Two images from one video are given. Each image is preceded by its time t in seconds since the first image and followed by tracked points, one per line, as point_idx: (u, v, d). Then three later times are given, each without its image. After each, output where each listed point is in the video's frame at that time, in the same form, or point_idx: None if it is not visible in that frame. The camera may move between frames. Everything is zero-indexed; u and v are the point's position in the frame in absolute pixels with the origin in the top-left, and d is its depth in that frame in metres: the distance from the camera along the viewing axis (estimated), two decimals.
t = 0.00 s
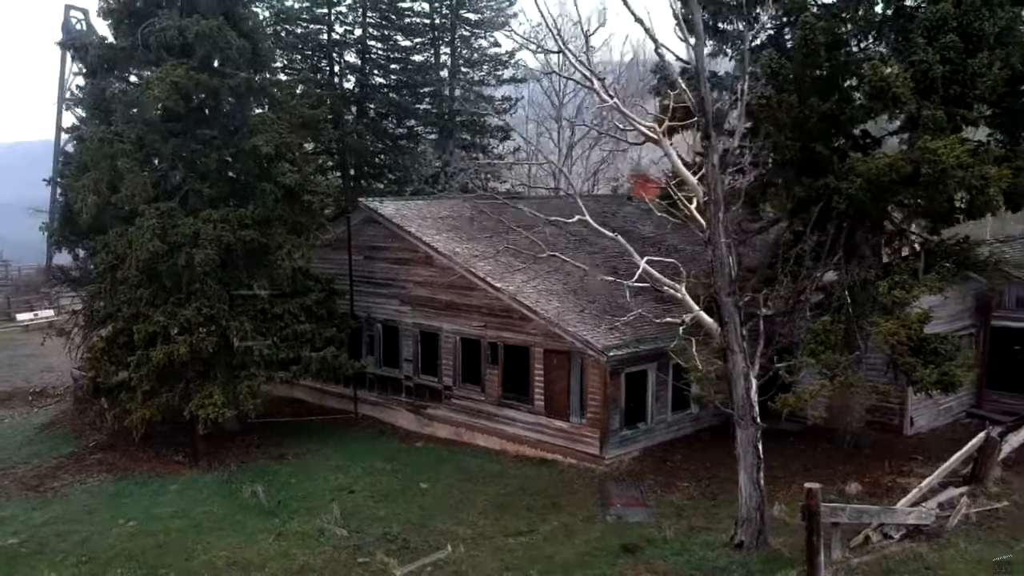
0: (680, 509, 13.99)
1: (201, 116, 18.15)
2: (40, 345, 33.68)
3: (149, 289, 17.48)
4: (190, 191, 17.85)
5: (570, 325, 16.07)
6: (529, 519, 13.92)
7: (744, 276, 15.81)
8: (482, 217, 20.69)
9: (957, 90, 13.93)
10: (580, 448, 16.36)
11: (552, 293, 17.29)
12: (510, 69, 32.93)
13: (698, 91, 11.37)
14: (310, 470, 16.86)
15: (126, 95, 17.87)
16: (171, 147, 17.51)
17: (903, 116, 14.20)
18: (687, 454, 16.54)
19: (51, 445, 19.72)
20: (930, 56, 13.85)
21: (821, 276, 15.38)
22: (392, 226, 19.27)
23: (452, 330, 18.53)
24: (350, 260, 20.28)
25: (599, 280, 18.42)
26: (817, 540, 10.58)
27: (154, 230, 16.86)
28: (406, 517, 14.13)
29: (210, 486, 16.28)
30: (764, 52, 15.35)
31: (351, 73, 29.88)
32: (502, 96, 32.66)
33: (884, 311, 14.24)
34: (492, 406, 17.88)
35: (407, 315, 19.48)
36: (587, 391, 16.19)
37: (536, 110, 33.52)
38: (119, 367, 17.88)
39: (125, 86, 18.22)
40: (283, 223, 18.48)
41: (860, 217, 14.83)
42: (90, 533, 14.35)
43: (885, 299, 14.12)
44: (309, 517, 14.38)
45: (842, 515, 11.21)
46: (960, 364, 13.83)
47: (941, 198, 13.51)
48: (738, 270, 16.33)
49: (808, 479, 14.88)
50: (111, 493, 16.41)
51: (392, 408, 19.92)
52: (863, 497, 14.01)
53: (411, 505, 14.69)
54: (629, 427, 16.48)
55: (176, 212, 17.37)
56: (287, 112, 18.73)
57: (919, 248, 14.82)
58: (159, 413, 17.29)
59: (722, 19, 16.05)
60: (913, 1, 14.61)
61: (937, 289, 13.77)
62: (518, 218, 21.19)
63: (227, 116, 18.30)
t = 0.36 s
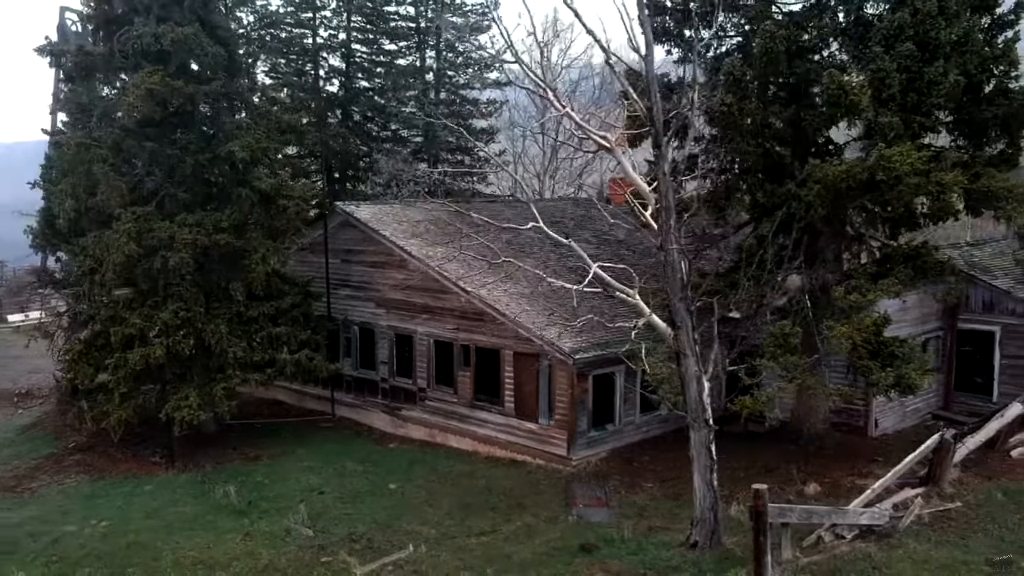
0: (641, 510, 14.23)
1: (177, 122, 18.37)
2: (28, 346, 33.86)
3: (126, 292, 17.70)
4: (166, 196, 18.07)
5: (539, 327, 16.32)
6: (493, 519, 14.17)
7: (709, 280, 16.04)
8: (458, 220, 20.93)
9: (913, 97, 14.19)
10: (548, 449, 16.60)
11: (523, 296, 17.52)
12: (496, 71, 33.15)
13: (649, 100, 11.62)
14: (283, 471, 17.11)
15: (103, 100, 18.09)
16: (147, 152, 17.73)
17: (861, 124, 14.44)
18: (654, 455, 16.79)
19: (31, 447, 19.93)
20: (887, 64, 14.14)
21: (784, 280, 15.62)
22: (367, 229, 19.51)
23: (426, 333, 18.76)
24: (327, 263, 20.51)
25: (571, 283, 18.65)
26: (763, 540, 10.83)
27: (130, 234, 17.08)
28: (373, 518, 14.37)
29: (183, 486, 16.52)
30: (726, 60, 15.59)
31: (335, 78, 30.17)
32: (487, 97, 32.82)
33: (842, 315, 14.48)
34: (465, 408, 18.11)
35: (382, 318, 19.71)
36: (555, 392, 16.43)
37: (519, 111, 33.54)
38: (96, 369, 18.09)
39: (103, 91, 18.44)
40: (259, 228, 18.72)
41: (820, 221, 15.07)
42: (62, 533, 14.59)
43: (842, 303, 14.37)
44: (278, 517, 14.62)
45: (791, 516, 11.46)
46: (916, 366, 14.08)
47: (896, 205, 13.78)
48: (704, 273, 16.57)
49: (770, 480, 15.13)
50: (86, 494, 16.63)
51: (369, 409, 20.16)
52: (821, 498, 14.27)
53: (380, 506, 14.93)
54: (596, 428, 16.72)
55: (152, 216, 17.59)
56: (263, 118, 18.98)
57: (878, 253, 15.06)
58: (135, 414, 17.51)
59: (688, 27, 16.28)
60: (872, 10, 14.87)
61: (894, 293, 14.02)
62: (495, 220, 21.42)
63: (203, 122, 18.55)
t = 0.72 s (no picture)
0: (602, 514, 14.45)
1: (152, 128, 18.54)
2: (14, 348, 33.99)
3: (101, 298, 17.91)
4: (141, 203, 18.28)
5: (506, 333, 16.54)
6: (456, 524, 14.38)
7: (674, 287, 16.26)
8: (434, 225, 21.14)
9: (871, 107, 14.40)
10: (515, 454, 16.81)
11: (493, 302, 17.74)
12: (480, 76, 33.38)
13: (602, 113, 11.82)
14: (256, 475, 17.32)
15: (78, 109, 18.28)
16: (121, 159, 17.92)
17: (820, 133, 14.63)
18: (620, 459, 17.01)
19: (10, 450, 20.11)
20: (844, 75, 14.26)
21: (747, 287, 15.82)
22: (341, 236, 19.70)
23: (399, 338, 18.97)
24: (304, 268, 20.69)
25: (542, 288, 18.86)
26: (710, 545, 11.05)
27: (104, 241, 17.28)
28: (338, 522, 14.58)
29: (156, 490, 16.73)
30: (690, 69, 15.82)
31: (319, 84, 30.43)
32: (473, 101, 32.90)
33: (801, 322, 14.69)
34: (436, 412, 18.32)
35: (357, 323, 19.92)
36: (522, 397, 16.65)
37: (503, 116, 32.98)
38: (72, 374, 18.29)
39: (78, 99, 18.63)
40: (233, 234, 18.93)
41: (782, 229, 15.26)
42: (33, 537, 14.79)
43: (800, 310, 14.58)
44: (245, 521, 14.83)
45: (740, 520, 11.67)
46: (872, 373, 14.28)
47: (852, 215, 13.99)
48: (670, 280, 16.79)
49: (732, 484, 15.35)
50: (60, 497, 16.84)
51: (344, 414, 20.38)
52: (780, 502, 14.49)
53: (346, 510, 15.14)
54: (564, 433, 16.94)
55: (126, 223, 17.80)
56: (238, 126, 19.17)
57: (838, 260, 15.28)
58: (110, 419, 17.72)
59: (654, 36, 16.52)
60: (832, 21, 15.16)
61: (850, 300, 14.23)
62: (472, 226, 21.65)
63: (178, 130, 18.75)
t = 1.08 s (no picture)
0: (563, 518, 14.66)
1: (127, 136, 18.72)
2: None
3: (75, 304, 18.11)
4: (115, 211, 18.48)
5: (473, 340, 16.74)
6: (419, 529, 14.59)
7: (638, 294, 16.47)
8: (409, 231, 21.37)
9: (828, 118, 14.60)
10: (483, 458, 17.01)
11: (462, 308, 17.94)
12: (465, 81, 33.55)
13: (554, 125, 12.04)
14: (227, 479, 17.53)
15: (53, 117, 18.48)
16: (95, 167, 18.12)
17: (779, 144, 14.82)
18: (587, 464, 17.22)
19: None
20: (801, 86, 14.40)
21: (708, 294, 16.04)
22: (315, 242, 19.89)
23: (371, 343, 19.17)
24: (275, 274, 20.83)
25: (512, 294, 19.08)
26: (658, 550, 11.26)
27: (77, 248, 17.48)
28: (303, 527, 14.79)
29: (128, 494, 16.94)
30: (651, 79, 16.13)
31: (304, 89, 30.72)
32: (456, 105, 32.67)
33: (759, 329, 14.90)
34: (407, 417, 18.53)
35: (331, 328, 20.13)
36: (489, 403, 16.85)
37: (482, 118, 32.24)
38: (47, 379, 18.48)
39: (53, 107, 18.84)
40: (207, 241, 19.14)
41: (743, 238, 15.47)
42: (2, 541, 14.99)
43: (758, 317, 14.79)
44: (213, 526, 15.04)
45: (689, 526, 11.87)
46: (829, 380, 14.49)
47: (807, 225, 14.19)
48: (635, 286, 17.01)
49: (693, 489, 15.56)
50: (33, 501, 17.04)
51: (318, 418, 20.58)
52: (738, 507, 14.70)
53: (312, 515, 15.35)
54: (530, 438, 17.15)
55: (100, 230, 18.01)
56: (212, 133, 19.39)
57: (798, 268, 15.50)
58: (84, 423, 17.92)
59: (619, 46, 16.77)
60: (791, 31, 15.30)
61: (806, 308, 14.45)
62: (447, 231, 21.87)
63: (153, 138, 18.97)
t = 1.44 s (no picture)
0: (522, 523, 14.90)
1: (100, 145, 18.97)
2: None
3: (47, 311, 18.35)
4: (88, 219, 18.72)
5: (439, 347, 16.99)
6: (380, 534, 14.84)
7: (601, 300, 16.69)
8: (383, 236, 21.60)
9: (783, 128, 14.86)
10: (448, 464, 17.26)
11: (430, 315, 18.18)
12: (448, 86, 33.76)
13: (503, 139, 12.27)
14: (197, 484, 17.77)
15: (26, 125, 18.73)
16: (67, 175, 18.37)
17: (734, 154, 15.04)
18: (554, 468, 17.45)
19: None
20: (756, 98, 14.66)
21: (668, 302, 16.28)
22: (287, 249, 20.10)
23: (342, 349, 19.41)
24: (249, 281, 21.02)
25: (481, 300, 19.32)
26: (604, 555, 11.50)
27: (49, 255, 17.71)
28: (266, 532, 15.03)
29: (99, 498, 17.18)
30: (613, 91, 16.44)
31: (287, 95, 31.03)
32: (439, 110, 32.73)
33: (715, 336, 15.15)
34: (376, 422, 18.78)
35: (303, 335, 20.37)
36: (454, 409, 17.10)
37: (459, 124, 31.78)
38: (20, 385, 18.71)
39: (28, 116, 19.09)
40: (179, 249, 19.38)
41: (701, 247, 15.71)
42: None
43: (714, 324, 15.03)
44: (178, 530, 15.28)
45: (637, 532, 12.12)
46: (783, 387, 14.73)
47: (762, 235, 14.44)
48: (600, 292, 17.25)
49: (653, 494, 15.80)
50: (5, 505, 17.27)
51: (292, 423, 20.82)
52: (694, 512, 14.94)
53: (276, 520, 15.59)
54: (496, 443, 17.39)
55: (73, 238, 18.26)
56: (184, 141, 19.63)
57: (757, 276, 15.75)
58: (56, 428, 18.16)
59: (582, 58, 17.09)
60: (748, 43, 15.61)
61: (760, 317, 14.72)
62: (421, 236, 22.09)
63: (127, 147, 19.22)
